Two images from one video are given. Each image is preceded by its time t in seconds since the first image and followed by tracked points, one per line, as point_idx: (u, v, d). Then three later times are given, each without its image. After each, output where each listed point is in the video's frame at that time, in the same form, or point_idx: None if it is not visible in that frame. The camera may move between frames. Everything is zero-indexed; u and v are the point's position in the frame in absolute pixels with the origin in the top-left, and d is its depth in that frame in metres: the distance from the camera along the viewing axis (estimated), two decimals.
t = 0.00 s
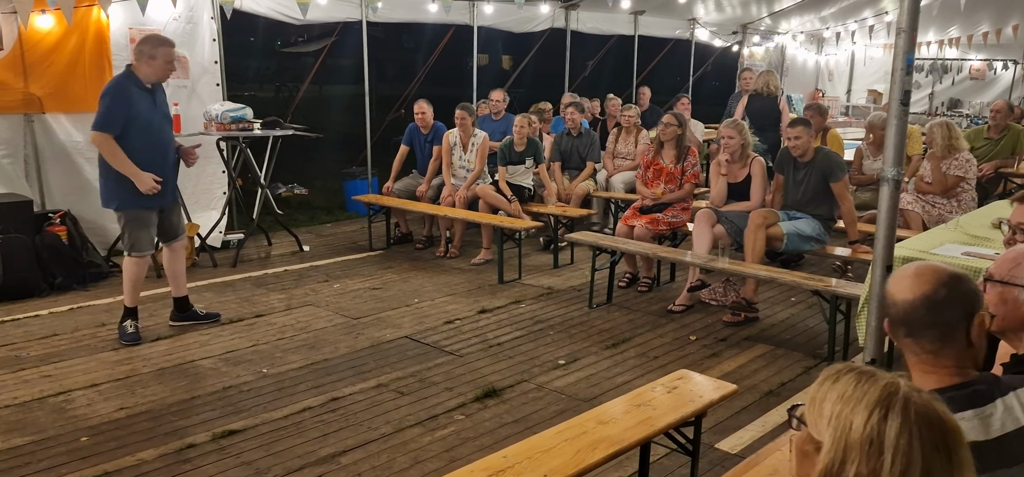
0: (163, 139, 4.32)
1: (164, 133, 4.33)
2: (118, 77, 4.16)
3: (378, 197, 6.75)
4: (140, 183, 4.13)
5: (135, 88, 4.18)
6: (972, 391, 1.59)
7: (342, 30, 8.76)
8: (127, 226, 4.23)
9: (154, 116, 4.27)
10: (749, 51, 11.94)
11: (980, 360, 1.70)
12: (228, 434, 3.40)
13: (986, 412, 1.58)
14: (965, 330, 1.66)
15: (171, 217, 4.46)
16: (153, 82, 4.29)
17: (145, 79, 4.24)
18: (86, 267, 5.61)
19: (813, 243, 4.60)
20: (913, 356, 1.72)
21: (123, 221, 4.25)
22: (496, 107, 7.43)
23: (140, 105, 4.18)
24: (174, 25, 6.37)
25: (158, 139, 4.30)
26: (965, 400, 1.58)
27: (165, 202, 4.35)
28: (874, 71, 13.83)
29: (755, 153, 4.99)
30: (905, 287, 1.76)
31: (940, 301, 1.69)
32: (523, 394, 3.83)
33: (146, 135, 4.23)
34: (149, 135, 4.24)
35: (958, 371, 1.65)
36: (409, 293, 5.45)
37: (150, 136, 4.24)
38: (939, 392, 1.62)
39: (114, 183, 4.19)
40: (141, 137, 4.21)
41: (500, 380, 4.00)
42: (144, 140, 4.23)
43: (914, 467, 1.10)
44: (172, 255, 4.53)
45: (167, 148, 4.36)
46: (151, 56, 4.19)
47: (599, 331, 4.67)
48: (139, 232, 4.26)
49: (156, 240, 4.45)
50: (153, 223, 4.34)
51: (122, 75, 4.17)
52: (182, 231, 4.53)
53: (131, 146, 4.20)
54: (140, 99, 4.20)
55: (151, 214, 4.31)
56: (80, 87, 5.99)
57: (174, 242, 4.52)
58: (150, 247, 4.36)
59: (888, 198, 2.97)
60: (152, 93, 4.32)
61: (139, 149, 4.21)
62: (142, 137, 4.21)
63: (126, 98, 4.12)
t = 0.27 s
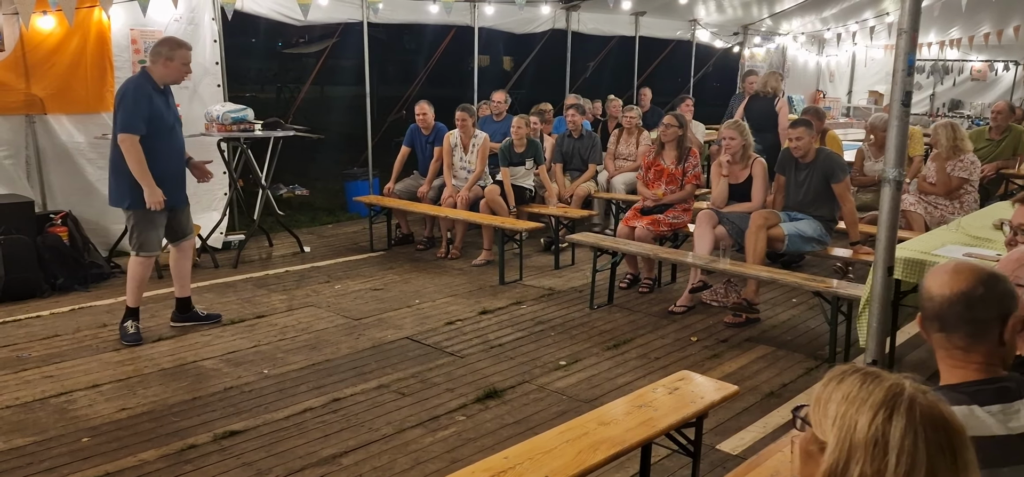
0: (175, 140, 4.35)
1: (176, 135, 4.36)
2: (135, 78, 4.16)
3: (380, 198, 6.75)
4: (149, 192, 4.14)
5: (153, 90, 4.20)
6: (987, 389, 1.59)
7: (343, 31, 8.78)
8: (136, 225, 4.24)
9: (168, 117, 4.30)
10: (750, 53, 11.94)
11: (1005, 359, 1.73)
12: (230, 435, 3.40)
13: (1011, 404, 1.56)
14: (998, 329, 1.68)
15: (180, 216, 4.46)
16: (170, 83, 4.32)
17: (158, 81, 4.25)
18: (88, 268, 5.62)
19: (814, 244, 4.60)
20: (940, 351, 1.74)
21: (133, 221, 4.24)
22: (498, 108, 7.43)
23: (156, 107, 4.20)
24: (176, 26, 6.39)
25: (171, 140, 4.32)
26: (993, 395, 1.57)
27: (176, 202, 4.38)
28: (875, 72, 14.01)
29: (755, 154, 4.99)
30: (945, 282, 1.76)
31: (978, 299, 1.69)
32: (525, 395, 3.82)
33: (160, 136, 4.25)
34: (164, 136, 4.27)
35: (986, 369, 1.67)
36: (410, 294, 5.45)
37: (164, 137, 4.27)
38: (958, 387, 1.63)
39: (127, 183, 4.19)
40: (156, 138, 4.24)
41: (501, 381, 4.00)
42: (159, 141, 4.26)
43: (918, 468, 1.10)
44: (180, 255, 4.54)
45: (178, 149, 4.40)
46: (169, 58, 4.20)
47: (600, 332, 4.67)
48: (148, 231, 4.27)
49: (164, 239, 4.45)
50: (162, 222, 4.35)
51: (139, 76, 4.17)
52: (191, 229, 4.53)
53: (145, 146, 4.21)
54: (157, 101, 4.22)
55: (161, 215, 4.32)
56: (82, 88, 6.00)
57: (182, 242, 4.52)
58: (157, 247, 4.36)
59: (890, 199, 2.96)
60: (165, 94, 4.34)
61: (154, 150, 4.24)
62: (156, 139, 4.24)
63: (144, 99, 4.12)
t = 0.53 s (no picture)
0: (182, 141, 4.36)
1: (183, 136, 4.37)
2: (142, 78, 4.17)
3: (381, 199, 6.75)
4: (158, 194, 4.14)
5: (159, 90, 4.21)
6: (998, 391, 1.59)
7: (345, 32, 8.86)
8: (143, 226, 4.24)
9: (175, 118, 4.31)
10: (751, 53, 11.96)
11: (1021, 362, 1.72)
12: (231, 436, 3.40)
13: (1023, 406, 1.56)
14: (1012, 332, 1.67)
15: (186, 216, 4.45)
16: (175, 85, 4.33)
17: (163, 82, 4.25)
18: (89, 269, 5.62)
19: (816, 245, 4.59)
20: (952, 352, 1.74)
21: (140, 223, 4.25)
22: (499, 108, 7.43)
23: (163, 107, 4.20)
24: (177, 26, 6.40)
25: (178, 141, 4.33)
26: (1005, 398, 1.57)
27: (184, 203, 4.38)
28: (876, 74, 13.92)
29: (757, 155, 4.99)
30: (964, 282, 1.75)
31: (995, 301, 1.68)
32: (526, 396, 3.82)
33: (168, 137, 4.26)
34: (171, 137, 4.28)
35: (998, 371, 1.67)
36: (411, 295, 5.45)
37: (171, 138, 4.28)
38: (970, 389, 1.63)
39: (135, 184, 4.20)
40: (163, 139, 4.24)
41: (502, 382, 4.00)
42: (166, 142, 4.26)
43: (921, 469, 1.10)
44: (185, 253, 4.54)
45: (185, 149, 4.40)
46: (177, 59, 4.21)
47: (601, 333, 4.67)
48: (156, 232, 4.27)
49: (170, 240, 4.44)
50: (169, 223, 4.35)
51: (144, 77, 4.18)
52: (197, 229, 4.51)
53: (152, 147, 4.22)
54: (164, 101, 4.23)
55: (168, 216, 4.32)
56: (83, 88, 6.00)
57: (189, 242, 4.51)
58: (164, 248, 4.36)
59: (891, 200, 2.96)
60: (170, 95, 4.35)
61: (162, 151, 4.25)
62: (164, 139, 4.25)
63: (151, 99, 4.13)
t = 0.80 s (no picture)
0: (182, 141, 4.35)
1: (183, 136, 4.37)
2: (141, 79, 4.16)
3: (382, 199, 6.75)
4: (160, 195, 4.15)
5: (159, 91, 4.21)
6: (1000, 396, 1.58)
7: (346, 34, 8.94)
8: (146, 229, 4.24)
9: (175, 119, 4.30)
10: (753, 54, 11.97)
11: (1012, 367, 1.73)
12: (232, 436, 3.40)
13: None
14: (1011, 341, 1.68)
15: (188, 217, 4.46)
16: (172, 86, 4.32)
17: (163, 83, 4.25)
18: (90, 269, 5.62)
19: (817, 245, 4.59)
20: (950, 360, 1.72)
21: (140, 225, 4.25)
22: (500, 109, 7.44)
23: (163, 108, 4.20)
24: (179, 27, 6.40)
25: (179, 141, 4.33)
26: (1008, 401, 1.57)
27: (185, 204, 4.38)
28: (878, 74, 13.94)
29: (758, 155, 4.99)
30: (962, 292, 1.73)
31: (992, 314, 1.68)
32: (527, 397, 3.82)
33: (168, 138, 4.26)
34: (172, 138, 4.28)
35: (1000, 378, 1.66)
36: (412, 295, 5.45)
37: (172, 139, 4.28)
38: (971, 393, 1.62)
39: (137, 186, 4.20)
40: (164, 140, 4.24)
41: (503, 382, 4.00)
42: (167, 143, 4.26)
43: (924, 470, 1.10)
44: (188, 254, 4.54)
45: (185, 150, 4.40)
46: (178, 60, 4.24)
47: (602, 333, 4.67)
48: (158, 234, 4.27)
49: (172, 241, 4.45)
50: (171, 224, 4.35)
51: (144, 78, 4.17)
52: (200, 229, 4.53)
53: (152, 149, 4.22)
54: (163, 102, 4.22)
55: (170, 217, 4.32)
56: (85, 89, 6.01)
57: (191, 243, 4.53)
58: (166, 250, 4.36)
59: (893, 200, 2.95)
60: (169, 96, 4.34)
61: (163, 152, 4.25)
62: (164, 140, 4.25)
63: (152, 100, 4.13)
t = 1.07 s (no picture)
0: (183, 144, 4.36)
1: (184, 139, 4.37)
2: (142, 83, 4.16)
3: (384, 200, 6.75)
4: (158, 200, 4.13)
5: (159, 95, 4.21)
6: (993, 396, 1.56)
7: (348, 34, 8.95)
8: (153, 232, 4.26)
9: (175, 122, 4.30)
10: (754, 55, 11.98)
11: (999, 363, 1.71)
12: (233, 436, 3.40)
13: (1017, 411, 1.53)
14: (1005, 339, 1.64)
15: (194, 218, 4.47)
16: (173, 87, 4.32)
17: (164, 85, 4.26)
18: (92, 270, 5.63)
19: (819, 246, 4.59)
20: (950, 363, 1.64)
21: (149, 229, 4.26)
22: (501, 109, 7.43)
23: (164, 112, 4.19)
24: (180, 27, 6.39)
25: (180, 145, 4.33)
26: (1000, 403, 1.55)
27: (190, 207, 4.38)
28: (880, 75, 13.86)
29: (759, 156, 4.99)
30: (969, 289, 1.64)
31: (996, 314, 1.62)
32: (529, 397, 3.82)
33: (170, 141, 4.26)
34: (173, 141, 4.28)
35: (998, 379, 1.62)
36: (414, 296, 5.46)
37: (173, 142, 4.28)
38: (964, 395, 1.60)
39: (140, 190, 4.20)
40: (165, 143, 4.24)
41: (504, 383, 4.00)
42: (169, 147, 4.26)
43: (926, 471, 1.10)
44: (192, 255, 4.54)
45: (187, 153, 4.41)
46: (180, 62, 4.26)
47: (604, 334, 4.67)
48: (166, 237, 4.29)
49: (179, 242, 4.46)
50: (177, 226, 4.36)
51: (145, 82, 4.16)
52: (205, 230, 4.54)
53: (155, 152, 4.22)
54: (164, 105, 4.23)
55: (175, 219, 4.33)
56: (87, 89, 6.01)
57: (196, 244, 4.53)
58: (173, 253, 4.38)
59: (895, 201, 2.95)
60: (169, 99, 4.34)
61: (165, 155, 4.25)
62: (166, 144, 4.25)
63: (153, 103, 4.13)
